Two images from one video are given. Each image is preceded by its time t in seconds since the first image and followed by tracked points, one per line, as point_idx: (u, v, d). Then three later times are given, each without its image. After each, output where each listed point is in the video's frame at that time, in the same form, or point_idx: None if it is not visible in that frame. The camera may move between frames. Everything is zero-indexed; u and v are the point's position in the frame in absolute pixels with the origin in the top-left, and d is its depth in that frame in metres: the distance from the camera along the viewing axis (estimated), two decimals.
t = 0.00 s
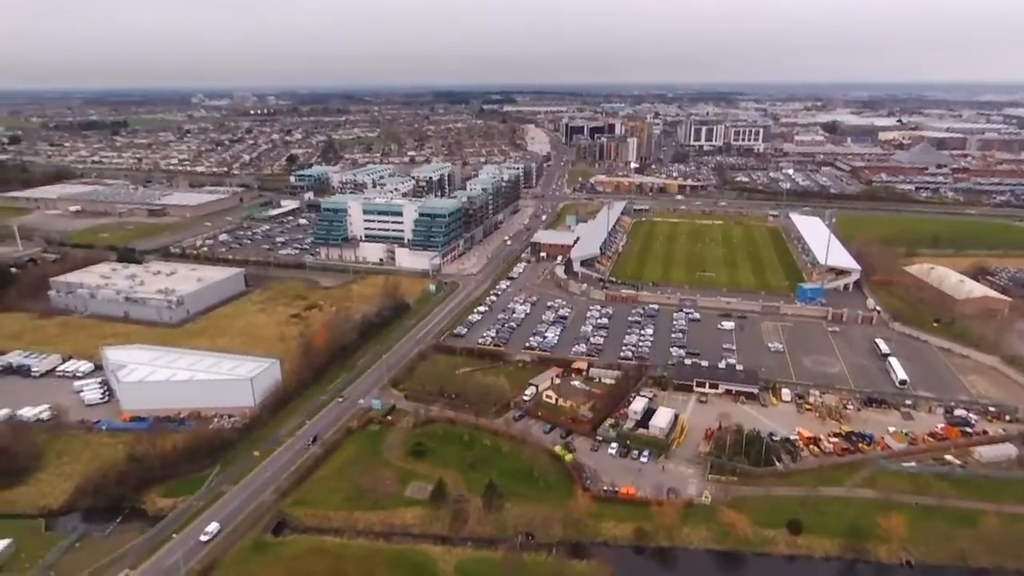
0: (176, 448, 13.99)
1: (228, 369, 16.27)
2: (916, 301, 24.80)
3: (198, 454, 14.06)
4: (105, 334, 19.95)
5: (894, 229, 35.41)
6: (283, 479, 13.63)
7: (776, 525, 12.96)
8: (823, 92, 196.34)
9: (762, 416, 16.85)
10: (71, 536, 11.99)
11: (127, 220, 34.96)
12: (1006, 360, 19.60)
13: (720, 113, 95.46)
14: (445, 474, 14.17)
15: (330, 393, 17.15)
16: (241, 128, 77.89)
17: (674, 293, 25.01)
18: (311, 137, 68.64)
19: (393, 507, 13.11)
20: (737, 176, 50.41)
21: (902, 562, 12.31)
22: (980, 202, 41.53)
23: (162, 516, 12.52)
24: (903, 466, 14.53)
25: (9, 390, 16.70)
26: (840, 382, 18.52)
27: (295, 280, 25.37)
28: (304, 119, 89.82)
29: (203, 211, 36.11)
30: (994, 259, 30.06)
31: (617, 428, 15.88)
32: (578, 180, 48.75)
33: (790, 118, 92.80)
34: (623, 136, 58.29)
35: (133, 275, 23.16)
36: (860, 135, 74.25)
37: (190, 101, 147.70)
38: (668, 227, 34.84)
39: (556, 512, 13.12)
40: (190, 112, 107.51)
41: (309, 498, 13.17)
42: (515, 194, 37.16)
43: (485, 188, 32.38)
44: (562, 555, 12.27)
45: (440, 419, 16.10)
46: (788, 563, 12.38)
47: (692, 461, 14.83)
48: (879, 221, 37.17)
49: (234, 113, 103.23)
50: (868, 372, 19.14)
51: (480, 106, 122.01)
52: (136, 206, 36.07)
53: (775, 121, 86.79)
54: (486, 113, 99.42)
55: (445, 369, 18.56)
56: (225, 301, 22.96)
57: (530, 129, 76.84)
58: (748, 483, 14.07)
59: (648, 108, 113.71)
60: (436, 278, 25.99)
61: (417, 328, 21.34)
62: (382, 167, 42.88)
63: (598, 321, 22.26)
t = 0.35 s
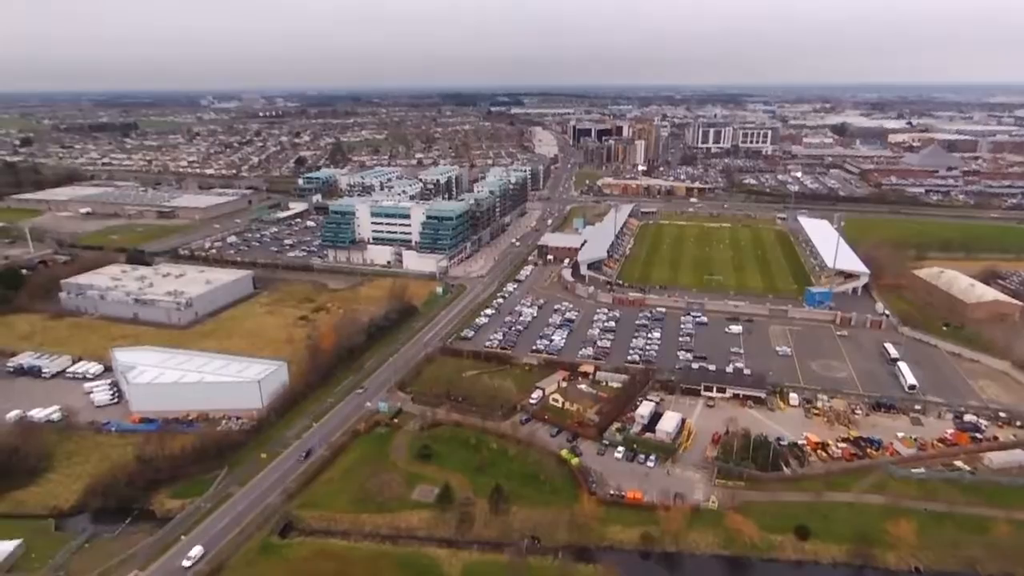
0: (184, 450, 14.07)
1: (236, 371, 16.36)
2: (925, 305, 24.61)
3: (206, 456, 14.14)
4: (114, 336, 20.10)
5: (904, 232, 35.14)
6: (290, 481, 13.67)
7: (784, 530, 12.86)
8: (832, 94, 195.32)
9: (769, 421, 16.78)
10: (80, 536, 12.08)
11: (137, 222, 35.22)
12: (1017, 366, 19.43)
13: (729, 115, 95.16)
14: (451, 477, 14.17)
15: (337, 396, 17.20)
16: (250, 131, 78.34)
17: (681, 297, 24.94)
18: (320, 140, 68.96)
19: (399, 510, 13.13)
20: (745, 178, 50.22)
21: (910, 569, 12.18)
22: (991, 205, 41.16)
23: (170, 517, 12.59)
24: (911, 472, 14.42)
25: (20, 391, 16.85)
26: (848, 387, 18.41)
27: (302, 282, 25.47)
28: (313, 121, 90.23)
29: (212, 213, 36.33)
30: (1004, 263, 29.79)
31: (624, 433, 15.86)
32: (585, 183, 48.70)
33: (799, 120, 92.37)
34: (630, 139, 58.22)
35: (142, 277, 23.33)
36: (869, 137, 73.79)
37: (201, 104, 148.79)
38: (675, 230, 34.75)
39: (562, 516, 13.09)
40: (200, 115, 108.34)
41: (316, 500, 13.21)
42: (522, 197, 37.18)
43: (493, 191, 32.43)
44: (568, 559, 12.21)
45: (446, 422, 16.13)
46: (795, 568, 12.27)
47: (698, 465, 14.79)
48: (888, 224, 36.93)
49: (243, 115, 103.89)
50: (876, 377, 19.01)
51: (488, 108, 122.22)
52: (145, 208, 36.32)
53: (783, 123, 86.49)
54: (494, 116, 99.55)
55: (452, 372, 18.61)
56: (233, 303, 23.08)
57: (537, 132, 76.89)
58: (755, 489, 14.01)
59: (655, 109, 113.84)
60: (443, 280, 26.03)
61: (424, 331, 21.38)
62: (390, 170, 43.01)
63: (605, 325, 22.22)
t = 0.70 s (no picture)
0: (183, 452, 14.07)
1: (235, 372, 16.37)
2: (924, 306, 24.64)
3: (205, 457, 14.16)
4: (113, 337, 20.08)
5: (902, 233, 35.18)
6: (289, 483, 13.68)
7: (783, 531, 12.87)
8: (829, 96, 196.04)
9: (768, 421, 16.81)
10: (79, 538, 12.07)
11: (136, 222, 35.17)
12: (1015, 367, 19.46)
13: (727, 116, 95.28)
14: (450, 479, 14.18)
15: (336, 397, 17.21)
16: (249, 131, 78.32)
17: (680, 298, 24.96)
18: (319, 140, 68.93)
19: (398, 511, 13.13)
20: (744, 179, 50.29)
21: (909, 570, 12.19)
22: (989, 205, 41.19)
23: (169, 518, 12.59)
24: (910, 473, 14.47)
25: (19, 392, 16.84)
26: (847, 388, 18.44)
27: (302, 283, 25.48)
28: (312, 121, 90.19)
29: (211, 213, 36.31)
30: (1002, 264, 29.82)
31: (623, 434, 15.88)
32: (584, 183, 48.71)
33: (798, 120, 92.44)
34: (629, 139, 58.25)
35: (142, 278, 23.32)
36: (868, 138, 73.84)
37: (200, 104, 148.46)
38: (674, 231, 34.78)
39: (561, 518, 13.09)
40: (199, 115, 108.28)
41: (315, 501, 13.21)
42: (521, 197, 37.22)
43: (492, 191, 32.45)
44: (567, 560, 12.20)
45: (445, 423, 16.14)
46: (794, 569, 12.27)
47: (697, 467, 14.82)
48: (887, 224, 36.99)
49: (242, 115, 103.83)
50: (875, 378, 19.05)
51: (487, 108, 122.22)
52: (144, 208, 36.27)
53: (782, 123, 86.56)
54: (493, 116, 99.52)
55: (451, 374, 18.62)
56: (232, 303, 23.07)
57: (536, 132, 76.89)
58: (754, 490, 14.03)
59: (654, 109, 113.99)
60: (442, 281, 26.04)
61: (423, 332, 21.39)
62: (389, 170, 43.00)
63: (604, 326, 22.24)
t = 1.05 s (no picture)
0: (183, 453, 14.07)
1: (235, 373, 16.38)
2: (923, 307, 24.65)
3: (205, 458, 14.17)
4: (113, 338, 20.08)
5: (902, 234, 35.22)
6: (289, 484, 13.68)
7: (782, 533, 12.88)
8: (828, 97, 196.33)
9: (767, 423, 16.83)
10: (80, 539, 12.08)
11: (135, 223, 35.14)
12: (1014, 368, 19.47)
13: (727, 116, 95.34)
14: (450, 480, 14.19)
15: (336, 398, 17.22)
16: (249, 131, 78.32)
17: (679, 298, 24.98)
18: (318, 140, 68.92)
19: (398, 512, 13.14)
20: (744, 179, 50.29)
21: (907, 571, 12.20)
22: (988, 206, 41.21)
23: (169, 520, 12.60)
24: (908, 474, 14.49)
25: (19, 393, 16.84)
26: (847, 389, 18.46)
27: (301, 284, 25.48)
28: (312, 121, 90.15)
29: (211, 214, 36.30)
30: (1001, 265, 29.84)
31: (623, 435, 15.89)
32: (584, 184, 48.71)
33: (797, 121, 92.48)
34: (629, 140, 58.26)
35: (141, 278, 23.33)
36: (867, 138, 73.88)
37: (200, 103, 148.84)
38: (674, 232, 34.79)
39: (561, 519, 13.09)
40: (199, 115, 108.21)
41: (315, 503, 13.22)
42: (520, 198, 37.21)
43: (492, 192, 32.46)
44: (567, 562, 12.21)
45: (445, 425, 16.16)
46: (793, 571, 12.28)
47: (697, 468, 14.84)
48: (886, 225, 37.03)
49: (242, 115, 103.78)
50: (874, 379, 19.07)
51: (487, 108, 122.23)
52: (144, 208, 36.24)
53: (781, 123, 86.65)
54: (492, 116, 99.50)
55: (451, 375, 18.64)
56: (232, 304, 23.08)
57: (536, 132, 76.89)
58: (753, 491, 14.05)
59: (654, 110, 114.13)
60: (442, 282, 26.05)
61: (422, 332, 21.40)
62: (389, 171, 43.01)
63: (604, 327, 22.25)
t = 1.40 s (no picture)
0: (185, 453, 14.10)
1: (237, 374, 16.41)
2: (926, 308, 24.60)
3: (208, 458, 14.20)
4: (115, 338, 20.12)
5: (904, 235, 35.15)
6: (291, 485, 13.71)
7: (784, 535, 12.86)
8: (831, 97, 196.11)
9: (769, 424, 16.83)
10: (83, 539, 12.12)
11: (138, 223, 35.19)
12: (1016, 370, 19.43)
13: (729, 116, 95.28)
14: (452, 481, 14.20)
15: (338, 398, 17.24)
16: (251, 131, 78.38)
17: (681, 299, 24.97)
18: (321, 140, 68.96)
19: (400, 513, 13.16)
20: (746, 180, 50.26)
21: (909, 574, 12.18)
22: (991, 207, 41.11)
23: (171, 520, 12.62)
24: (910, 476, 14.47)
25: (22, 393, 16.88)
26: (848, 391, 18.44)
27: (304, 284, 25.51)
28: (314, 121, 90.23)
29: (214, 214, 36.36)
30: (1004, 267, 29.77)
31: (624, 436, 15.91)
32: (586, 184, 48.69)
33: (800, 121, 92.36)
34: (632, 140, 58.21)
35: (144, 278, 23.37)
36: (870, 138, 73.74)
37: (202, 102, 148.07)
38: (676, 232, 34.76)
39: (562, 520, 13.09)
40: (202, 114, 108.34)
41: (317, 503, 13.24)
42: (522, 198, 37.22)
43: (494, 192, 32.48)
44: (568, 564, 12.19)
45: (447, 425, 16.17)
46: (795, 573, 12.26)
47: (699, 469, 14.85)
48: (889, 226, 36.99)
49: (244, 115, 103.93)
50: (876, 381, 19.04)
51: (489, 108, 122.24)
52: (147, 208, 36.26)
53: (784, 124, 86.58)
54: (494, 116, 99.47)
55: (453, 375, 18.67)
56: (235, 304, 23.12)
57: (538, 132, 76.83)
58: (755, 493, 14.05)
59: (656, 109, 114.25)
60: (444, 282, 26.06)
61: (425, 333, 21.42)
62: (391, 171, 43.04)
63: (606, 327, 22.26)
